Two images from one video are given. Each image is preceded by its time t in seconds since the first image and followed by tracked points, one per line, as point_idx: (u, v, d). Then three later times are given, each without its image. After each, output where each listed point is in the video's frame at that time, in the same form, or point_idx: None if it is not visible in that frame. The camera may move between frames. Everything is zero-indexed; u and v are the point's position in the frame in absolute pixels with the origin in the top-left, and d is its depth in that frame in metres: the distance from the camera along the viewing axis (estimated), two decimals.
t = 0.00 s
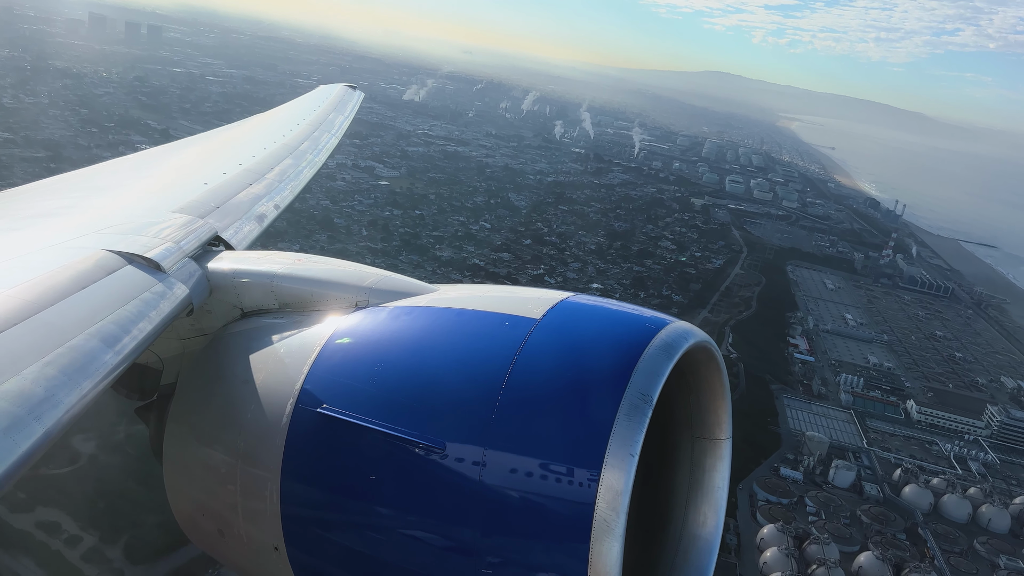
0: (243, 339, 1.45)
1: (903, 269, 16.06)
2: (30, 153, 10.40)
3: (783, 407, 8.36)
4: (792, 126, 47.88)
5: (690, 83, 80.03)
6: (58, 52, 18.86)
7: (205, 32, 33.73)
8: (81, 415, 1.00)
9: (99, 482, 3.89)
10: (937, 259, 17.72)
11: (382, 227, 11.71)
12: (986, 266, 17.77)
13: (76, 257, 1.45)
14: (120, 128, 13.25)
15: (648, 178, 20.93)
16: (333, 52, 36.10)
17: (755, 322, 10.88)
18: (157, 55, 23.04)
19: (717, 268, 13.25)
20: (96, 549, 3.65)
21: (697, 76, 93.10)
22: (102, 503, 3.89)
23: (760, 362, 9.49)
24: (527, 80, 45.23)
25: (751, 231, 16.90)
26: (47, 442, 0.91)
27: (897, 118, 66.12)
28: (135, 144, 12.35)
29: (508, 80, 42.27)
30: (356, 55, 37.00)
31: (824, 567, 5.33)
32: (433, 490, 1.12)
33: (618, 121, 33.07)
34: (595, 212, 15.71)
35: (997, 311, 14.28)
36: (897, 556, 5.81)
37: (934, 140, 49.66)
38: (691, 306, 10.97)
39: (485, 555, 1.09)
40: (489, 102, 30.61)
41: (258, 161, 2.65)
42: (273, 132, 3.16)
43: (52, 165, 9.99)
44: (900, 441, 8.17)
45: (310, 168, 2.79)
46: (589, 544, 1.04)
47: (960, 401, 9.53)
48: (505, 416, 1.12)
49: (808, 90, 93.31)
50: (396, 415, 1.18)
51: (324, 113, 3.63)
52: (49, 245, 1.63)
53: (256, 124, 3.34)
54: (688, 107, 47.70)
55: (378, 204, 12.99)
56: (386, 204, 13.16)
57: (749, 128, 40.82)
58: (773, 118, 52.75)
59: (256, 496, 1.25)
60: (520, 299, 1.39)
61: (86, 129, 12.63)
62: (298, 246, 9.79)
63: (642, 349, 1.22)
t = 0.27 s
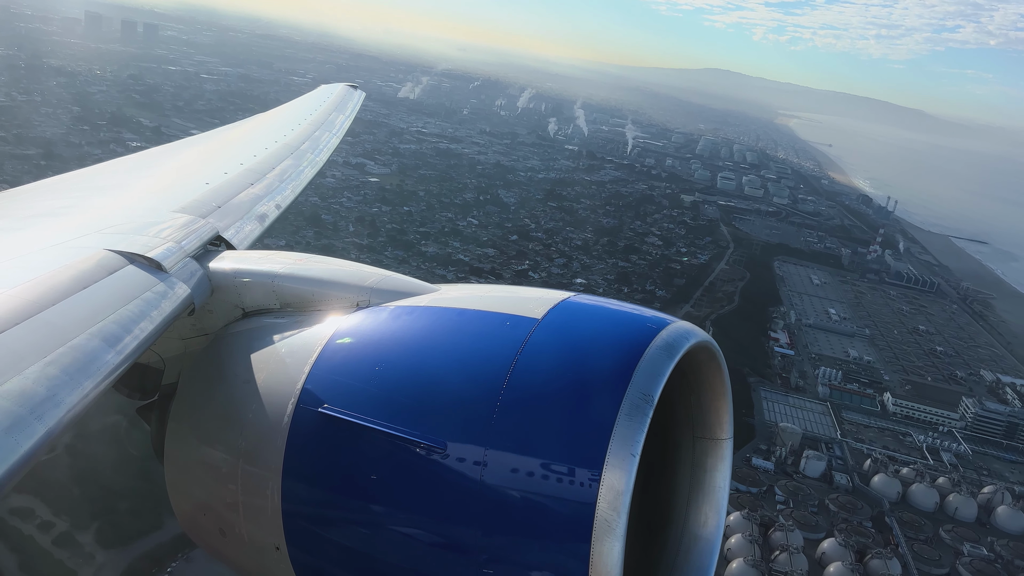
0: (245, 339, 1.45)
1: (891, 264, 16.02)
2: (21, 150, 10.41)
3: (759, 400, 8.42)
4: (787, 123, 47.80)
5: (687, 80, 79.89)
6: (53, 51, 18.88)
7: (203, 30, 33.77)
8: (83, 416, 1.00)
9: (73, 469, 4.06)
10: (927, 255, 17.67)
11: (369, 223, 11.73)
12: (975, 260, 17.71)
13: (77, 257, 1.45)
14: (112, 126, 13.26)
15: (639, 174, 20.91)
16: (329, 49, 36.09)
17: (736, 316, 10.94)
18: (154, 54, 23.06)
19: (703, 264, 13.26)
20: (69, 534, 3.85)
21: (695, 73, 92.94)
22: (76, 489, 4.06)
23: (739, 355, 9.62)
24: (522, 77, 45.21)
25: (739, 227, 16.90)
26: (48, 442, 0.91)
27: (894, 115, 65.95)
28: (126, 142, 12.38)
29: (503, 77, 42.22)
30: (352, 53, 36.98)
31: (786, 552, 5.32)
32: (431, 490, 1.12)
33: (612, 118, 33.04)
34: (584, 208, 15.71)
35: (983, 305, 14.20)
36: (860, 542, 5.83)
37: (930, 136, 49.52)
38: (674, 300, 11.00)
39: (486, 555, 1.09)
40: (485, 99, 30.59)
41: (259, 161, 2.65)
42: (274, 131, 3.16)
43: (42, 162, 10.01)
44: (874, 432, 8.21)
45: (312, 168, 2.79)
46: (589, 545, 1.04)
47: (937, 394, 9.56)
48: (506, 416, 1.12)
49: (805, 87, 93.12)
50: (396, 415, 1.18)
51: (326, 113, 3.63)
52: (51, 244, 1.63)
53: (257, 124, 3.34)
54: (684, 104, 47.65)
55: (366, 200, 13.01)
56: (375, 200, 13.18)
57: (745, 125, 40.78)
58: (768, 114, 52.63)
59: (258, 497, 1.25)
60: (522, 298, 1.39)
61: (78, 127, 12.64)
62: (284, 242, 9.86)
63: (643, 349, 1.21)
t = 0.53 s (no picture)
0: (246, 338, 1.45)
1: (878, 260, 16.01)
2: (10, 147, 10.39)
3: (736, 392, 8.45)
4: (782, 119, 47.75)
5: (684, 78, 79.84)
6: (48, 49, 18.85)
7: (200, 28, 33.78)
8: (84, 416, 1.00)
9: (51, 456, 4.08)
10: (916, 251, 17.65)
11: (355, 219, 11.72)
12: (963, 256, 17.70)
13: (79, 257, 1.45)
14: (103, 123, 13.23)
15: (631, 171, 20.90)
16: (326, 47, 36.06)
17: (717, 310, 10.96)
18: (150, 52, 23.05)
19: (687, 260, 13.25)
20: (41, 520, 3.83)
21: (691, 70, 92.80)
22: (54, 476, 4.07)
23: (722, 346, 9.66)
24: (517, 74, 45.15)
25: (727, 223, 16.89)
26: (49, 442, 0.91)
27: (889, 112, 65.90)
28: (117, 139, 12.36)
29: (498, 74, 42.16)
30: (348, 50, 36.93)
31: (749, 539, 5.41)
32: (432, 488, 1.12)
33: (605, 115, 33.01)
34: (573, 204, 15.71)
35: (968, 300, 14.15)
36: (824, 530, 5.93)
37: (923, 133, 49.51)
38: (657, 295, 11.01)
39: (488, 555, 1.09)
40: (480, 97, 30.58)
41: (260, 161, 2.66)
42: (275, 131, 3.16)
43: (31, 160, 9.99)
44: (849, 424, 8.24)
45: (313, 168, 2.79)
46: (590, 544, 1.04)
47: (915, 387, 9.58)
48: (507, 415, 1.12)
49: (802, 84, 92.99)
50: (396, 413, 1.18)
51: (326, 112, 3.63)
52: (51, 245, 1.63)
53: (256, 123, 3.34)
54: (680, 101, 47.62)
55: (355, 196, 12.99)
56: (363, 196, 13.16)
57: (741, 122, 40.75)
58: (764, 111, 52.56)
59: (261, 497, 1.25)
60: (524, 298, 1.39)
61: (69, 124, 12.61)
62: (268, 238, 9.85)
63: (643, 349, 1.21)
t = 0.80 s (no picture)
0: (247, 337, 1.46)
1: (865, 255, 15.98)
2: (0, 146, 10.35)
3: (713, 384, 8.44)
4: (777, 116, 47.68)
5: (680, 75, 79.70)
6: (42, 47, 18.80)
7: (196, 27, 33.70)
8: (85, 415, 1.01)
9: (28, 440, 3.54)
10: (904, 246, 17.61)
11: (342, 215, 11.68)
12: (952, 251, 17.67)
13: (79, 255, 1.45)
14: (94, 121, 13.18)
15: (622, 168, 20.87)
16: (322, 45, 35.98)
17: (700, 305, 10.96)
18: (145, 50, 22.98)
19: (671, 255, 13.22)
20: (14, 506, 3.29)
21: (687, 68, 92.63)
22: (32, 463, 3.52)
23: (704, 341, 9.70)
24: (511, 72, 45.02)
25: (715, 219, 16.87)
26: (49, 441, 0.91)
27: (883, 109, 65.83)
28: (107, 137, 12.34)
29: (492, 71, 42.04)
30: (343, 48, 36.83)
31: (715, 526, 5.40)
32: (433, 487, 1.12)
33: (599, 112, 32.95)
34: (561, 201, 15.70)
35: (952, 294, 14.12)
36: (790, 518, 5.93)
37: (917, 129, 49.48)
38: (640, 290, 10.98)
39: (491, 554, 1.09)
40: (476, 95, 30.53)
41: (260, 159, 2.65)
42: (275, 130, 3.16)
43: (21, 158, 9.96)
44: (824, 416, 8.25)
45: (313, 167, 2.79)
46: (590, 543, 1.04)
47: (892, 380, 9.58)
48: (507, 414, 1.12)
49: (799, 81, 92.82)
50: (396, 412, 1.18)
51: (326, 110, 3.64)
52: (51, 244, 1.63)
53: (256, 123, 3.34)
54: (677, 99, 47.54)
55: (343, 193, 12.96)
56: (352, 193, 13.13)
57: (736, 119, 40.69)
58: (758, 108, 52.47)
59: (264, 496, 1.25)
60: (524, 296, 1.39)
61: (60, 122, 12.57)
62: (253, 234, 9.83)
63: (644, 347, 1.21)
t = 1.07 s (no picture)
0: (247, 335, 1.46)
1: (852, 251, 15.96)
2: None
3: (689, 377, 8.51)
4: (771, 113, 47.62)
5: (675, 72, 79.60)
6: (37, 47, 18.71)
7: (191, 25, 33.59)
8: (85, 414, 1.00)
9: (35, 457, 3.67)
10: (893, 242, 17.59)
11: (329, 212, 11.63)
12: (940, 246, 17.66)
13: (79, 254, 1.45)
14: (85, 120, 13.13)
15: (613, 165, 20.84)
16: (317, 44, 35.89)
17: (682, 300, 10.89)
18: (140, 49, 22.90)
19: (656, 251, 13.19)
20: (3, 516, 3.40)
21: (683, 65, 92.49)
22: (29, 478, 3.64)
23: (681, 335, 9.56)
24: (505, 70, 44.92)
25: (703, 216, 16.84)
26: (49, 439, 0.91)
27: (877, 107, 65.83)
28: (97, 136, 12.31)
29: (486, 69, 41.95)
30: (338, 46, 36.74)
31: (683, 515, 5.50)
32: (434, 486, 1.12)
33: (592, 109, 32.89)
34: (550, 198, 15.69)
35: (938, 291, 14.10)
36: (756, 506, 6.06)
37: (910, 126, 49.51)
38: (623, 285, 10.93)
39: (491, 554, 1.09)
40: (471, 93, 30.48)
41: (259, 158, 2.65)
42: (275, 129, 3.16)
43: (10, 157, 9.92)
44: (800, 408, 8.33)
45: (313, 166, 2.79)
46: (590, 542, 1.04)
47: (870, 373, 9.63)
48: (508, 411, 1.13)
49: (794, 78, 92.73)
50: (397, 411, 1.18)
51: (325, 109, 3.65)
52: (51, 242, 1.63)
53: (255, 122, 3.33)
54: (673, 96, 47.50)
55: (332, 190, 12.91)
56: (340, 190, 13.08)
57: (731, 117, 40.65)
58: (753, 104, 52.38)
59: (266, 495, 1.25)
60: (523, 295, 1.39)
61: (52, 121, 12.51)
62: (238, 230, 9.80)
63: (645, 345, 1.21)
